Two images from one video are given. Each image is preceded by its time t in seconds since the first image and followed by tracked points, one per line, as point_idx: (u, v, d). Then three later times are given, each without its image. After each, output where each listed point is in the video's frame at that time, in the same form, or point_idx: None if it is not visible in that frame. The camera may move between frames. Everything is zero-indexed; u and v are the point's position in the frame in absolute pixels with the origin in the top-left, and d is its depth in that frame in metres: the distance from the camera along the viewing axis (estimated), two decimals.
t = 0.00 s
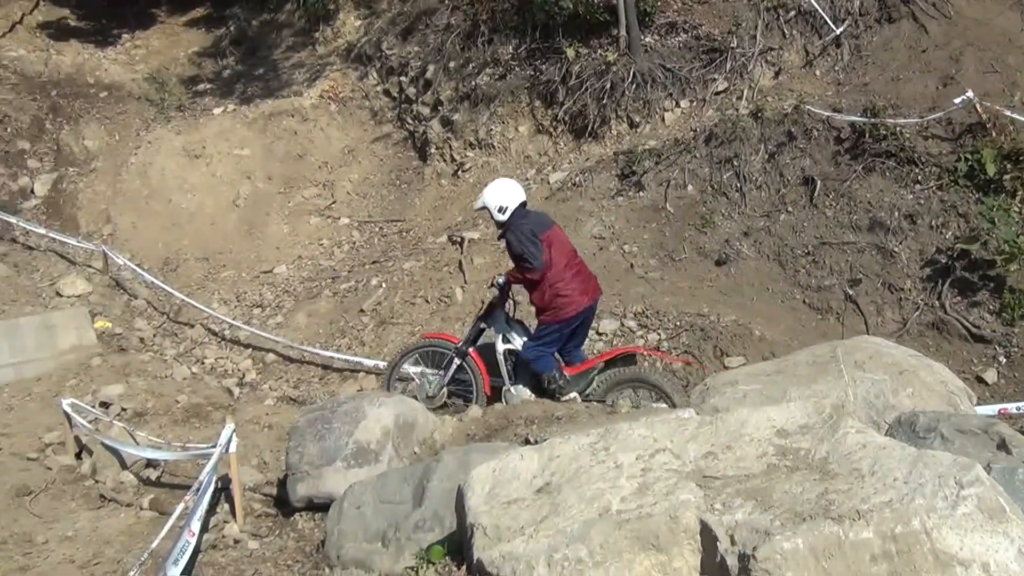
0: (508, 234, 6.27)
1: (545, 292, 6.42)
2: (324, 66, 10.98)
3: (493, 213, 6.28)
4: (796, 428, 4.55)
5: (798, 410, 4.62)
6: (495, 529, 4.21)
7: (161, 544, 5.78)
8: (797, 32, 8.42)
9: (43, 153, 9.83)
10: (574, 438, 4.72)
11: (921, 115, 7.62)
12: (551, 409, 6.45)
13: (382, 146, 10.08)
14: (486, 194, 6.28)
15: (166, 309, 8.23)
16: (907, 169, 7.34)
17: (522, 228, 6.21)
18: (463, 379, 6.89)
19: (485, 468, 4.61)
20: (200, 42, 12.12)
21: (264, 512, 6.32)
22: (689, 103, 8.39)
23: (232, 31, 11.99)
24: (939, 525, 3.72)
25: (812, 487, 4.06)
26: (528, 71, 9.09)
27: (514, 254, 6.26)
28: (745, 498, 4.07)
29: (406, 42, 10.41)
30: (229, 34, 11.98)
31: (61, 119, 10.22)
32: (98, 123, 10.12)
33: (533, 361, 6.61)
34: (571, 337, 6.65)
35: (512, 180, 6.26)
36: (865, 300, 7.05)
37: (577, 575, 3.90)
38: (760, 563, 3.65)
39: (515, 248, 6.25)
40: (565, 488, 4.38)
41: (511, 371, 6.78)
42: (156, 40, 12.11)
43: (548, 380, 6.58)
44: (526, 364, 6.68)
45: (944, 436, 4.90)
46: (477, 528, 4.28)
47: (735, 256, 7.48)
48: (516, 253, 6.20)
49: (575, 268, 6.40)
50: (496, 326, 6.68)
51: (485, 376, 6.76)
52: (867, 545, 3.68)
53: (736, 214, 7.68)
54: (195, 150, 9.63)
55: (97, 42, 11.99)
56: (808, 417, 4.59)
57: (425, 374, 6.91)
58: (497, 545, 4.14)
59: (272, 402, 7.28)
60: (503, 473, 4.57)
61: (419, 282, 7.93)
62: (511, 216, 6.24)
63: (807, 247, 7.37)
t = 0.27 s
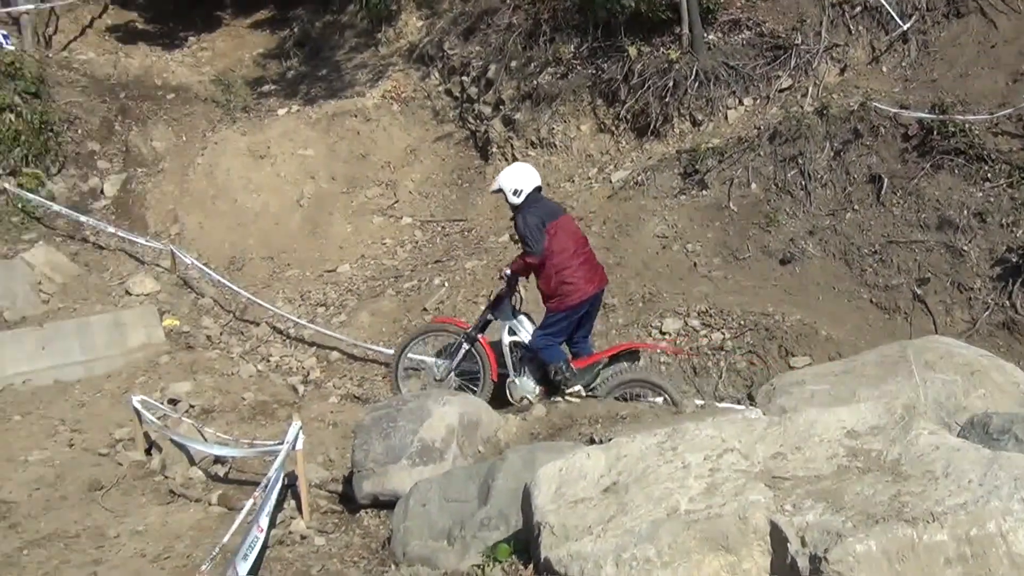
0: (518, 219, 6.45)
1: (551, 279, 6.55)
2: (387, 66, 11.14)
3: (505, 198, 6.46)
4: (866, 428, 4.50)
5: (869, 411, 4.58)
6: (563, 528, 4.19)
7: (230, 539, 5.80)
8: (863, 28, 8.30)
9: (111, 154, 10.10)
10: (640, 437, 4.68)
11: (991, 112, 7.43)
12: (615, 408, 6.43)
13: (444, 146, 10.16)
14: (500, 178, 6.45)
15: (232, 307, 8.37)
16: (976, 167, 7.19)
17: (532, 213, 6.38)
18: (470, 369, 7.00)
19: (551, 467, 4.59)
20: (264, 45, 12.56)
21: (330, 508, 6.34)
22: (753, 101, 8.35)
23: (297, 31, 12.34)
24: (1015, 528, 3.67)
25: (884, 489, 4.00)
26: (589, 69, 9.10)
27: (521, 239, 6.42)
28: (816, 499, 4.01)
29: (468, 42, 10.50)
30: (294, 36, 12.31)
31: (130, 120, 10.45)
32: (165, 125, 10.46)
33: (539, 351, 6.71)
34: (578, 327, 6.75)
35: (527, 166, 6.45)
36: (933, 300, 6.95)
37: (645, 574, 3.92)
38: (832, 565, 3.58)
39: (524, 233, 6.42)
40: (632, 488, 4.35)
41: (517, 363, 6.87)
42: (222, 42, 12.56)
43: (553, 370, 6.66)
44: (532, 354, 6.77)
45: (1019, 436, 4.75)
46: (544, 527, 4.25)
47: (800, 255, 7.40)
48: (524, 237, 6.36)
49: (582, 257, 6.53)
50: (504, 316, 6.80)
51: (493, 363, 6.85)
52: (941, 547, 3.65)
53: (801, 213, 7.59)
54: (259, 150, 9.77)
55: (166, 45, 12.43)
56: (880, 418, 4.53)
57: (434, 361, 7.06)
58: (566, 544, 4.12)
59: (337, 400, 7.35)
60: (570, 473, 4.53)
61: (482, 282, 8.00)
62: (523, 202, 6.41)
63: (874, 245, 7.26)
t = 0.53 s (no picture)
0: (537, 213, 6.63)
1: (566, 273, 6.70)
2: (450, 66, 11.22)
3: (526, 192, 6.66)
4: (940, 430, 4.42)
5: (943, 411, 4.49)
6: (632, 528, 4.17)
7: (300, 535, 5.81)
8: (932, 24, 8.19)
9: (180, 154, 10.56)
10: (709, 437, 4.62)
11: None
12: (681, 408, 6.38)
13: (507, 145, 10.23)
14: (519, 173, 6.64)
15: (298, 305, 8.50)
16: None
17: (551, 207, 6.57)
18: (491, 359, 6.96)
19: (618, 466, 4.53)
20: (329, 45, 12.73)
21: (396, 505, 6.34)
22: (819, 98, 8.26)
23: (361, 32, 12.44)
24: None
25: (960, 492, 3.93)
26: (654, 67, 9.14)
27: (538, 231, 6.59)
28: (890, 501, 3.95)
29: (531, 41, 10.55)
30: (358, 36, 12.46)
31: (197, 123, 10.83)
32: (233, 126, 10.83)
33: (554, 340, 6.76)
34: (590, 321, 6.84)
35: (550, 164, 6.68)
36: (1005, 300, 6.72)
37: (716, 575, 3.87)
38: (907, 568, 3.53)
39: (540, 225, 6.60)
40: (702, 488, 4.29)
41: (535, 354, 6.90)
42: (287, 43, 12.80)
43: (569, 358, 6.69)
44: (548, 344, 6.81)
45: None
46: (612, 526, 4.23)
47: (869, 254, 7.29)
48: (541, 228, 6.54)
49: (595, 253, 6.69)
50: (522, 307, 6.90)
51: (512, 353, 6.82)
52: (1019, 552, 3.56)
53: (870, 211, 7.49)
54: (324, 150, 9.89)
55: (232, 47, 12.66)
56: (954, 420, 4.45)
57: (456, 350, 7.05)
58: (635, 544, 4.11)
59: (401, 398, 7.40)
60: (637, 472, 4.48)
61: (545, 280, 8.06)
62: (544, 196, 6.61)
63: (944, 244, 7.11)
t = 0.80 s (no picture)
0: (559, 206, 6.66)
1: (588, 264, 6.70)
2: (514, 65, 11.27)
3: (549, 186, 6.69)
4: (1016, 432, 4.28)
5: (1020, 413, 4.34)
6: (701, 528, 4.14)
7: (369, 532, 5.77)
8: (1005, 18, 8.11)
9: (249, 154, 10.91)
10: (779, 438, 4.60)
11: None
12: (748, 408, 6.38)
13: (570, 144, 10.28)
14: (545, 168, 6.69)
15: (364, 303, 8.66)
16: None
17: (573, 199, 6.60)
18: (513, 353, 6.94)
19: (688, 466, 4.55)
20: (394, 46, 12.83)
21: (462, 503, 6.29)
22: (889, 94, 8.16)
23: (425, 32, 12.58)
24: None
25: None
26: (719, 64, 9.13)
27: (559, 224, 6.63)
28: (965, 504, 3.82)
29: (595, 39, 10.53)
30: (422, 36, 12.58)
31: (265, 123, 11.22)
32: (298, 125, 11.11)
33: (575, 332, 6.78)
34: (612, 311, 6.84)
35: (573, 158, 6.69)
36: None
37: None
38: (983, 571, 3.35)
39: (561, 218, 6.63)
40: (772, 489, 4.25)
41: (558, 346, 6.92)
42: (352, 44, 12.97)
43: (589, 348, 6.70)
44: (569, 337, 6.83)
45: None
46: (681, 526, 4.22)
47: (939, 253, 7.16)
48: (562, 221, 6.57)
49: (618, 244, 6.69)
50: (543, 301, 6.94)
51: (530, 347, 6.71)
52: None
53: (941, 209, 7.38)
54: (390, 150, 10.20)
55: (297, 48, 12.86)
56: None
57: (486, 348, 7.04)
58: (704, 544, 4.06)
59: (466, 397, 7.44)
60: (707, 472, 4.49)
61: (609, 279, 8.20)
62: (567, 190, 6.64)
63: (1017, 243, 7.01)
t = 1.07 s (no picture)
0: (580, 200, 6.61)
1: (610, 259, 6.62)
2: (577, 65, 11.29)
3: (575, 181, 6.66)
4: None
5: None
6: (769, 532, 4.09)
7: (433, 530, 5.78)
8: None
9: (315, 154, 11.18)
10: (848, 441, 4.51)
11: None
12: (815, 409, 6.41)
13: (634, 143, 10.23)
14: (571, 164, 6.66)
15: (427, 302, 8.77)
16: None
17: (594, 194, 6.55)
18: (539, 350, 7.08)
19: (755, 468, 4.46)
20: (456, 46, 12.90)
21: (525, 504, 6.18)
22: (958, 92, 8.03)
23: (488, 33, 12.59)
24: None
25: None
26: (784, 63, 9.03)
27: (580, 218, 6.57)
28: None
29: (658, 38, 10.51)
30: (485, 37, 12.62)
31: (330, 123, 11.49)
32: (363, 127, 11.38)
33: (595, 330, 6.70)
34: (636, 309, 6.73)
35: (599, 154, 6.65)
36: None
37: None
38: None
39: (582, 212, 6.58)
40: (841, 493, 4.17)
41: (580, 345, 6.86)
42: (415, 44, 13.05)
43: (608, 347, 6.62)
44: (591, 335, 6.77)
45: None
46: (748, 530, 4.16)
47: (1012, 253, 6.99)
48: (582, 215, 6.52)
49: (641, 239, 6.59)
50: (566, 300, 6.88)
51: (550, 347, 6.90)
52: None
53: (1013, 208, 7.23)
54: (453, 149, 10.27)
55: (361, 49, 13.03)
56: None
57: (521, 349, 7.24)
58: (772, 548, 4.02)
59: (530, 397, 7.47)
60: (774, 474, 4.41)
61: (672, 280, 8.21)
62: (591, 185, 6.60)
63: None
